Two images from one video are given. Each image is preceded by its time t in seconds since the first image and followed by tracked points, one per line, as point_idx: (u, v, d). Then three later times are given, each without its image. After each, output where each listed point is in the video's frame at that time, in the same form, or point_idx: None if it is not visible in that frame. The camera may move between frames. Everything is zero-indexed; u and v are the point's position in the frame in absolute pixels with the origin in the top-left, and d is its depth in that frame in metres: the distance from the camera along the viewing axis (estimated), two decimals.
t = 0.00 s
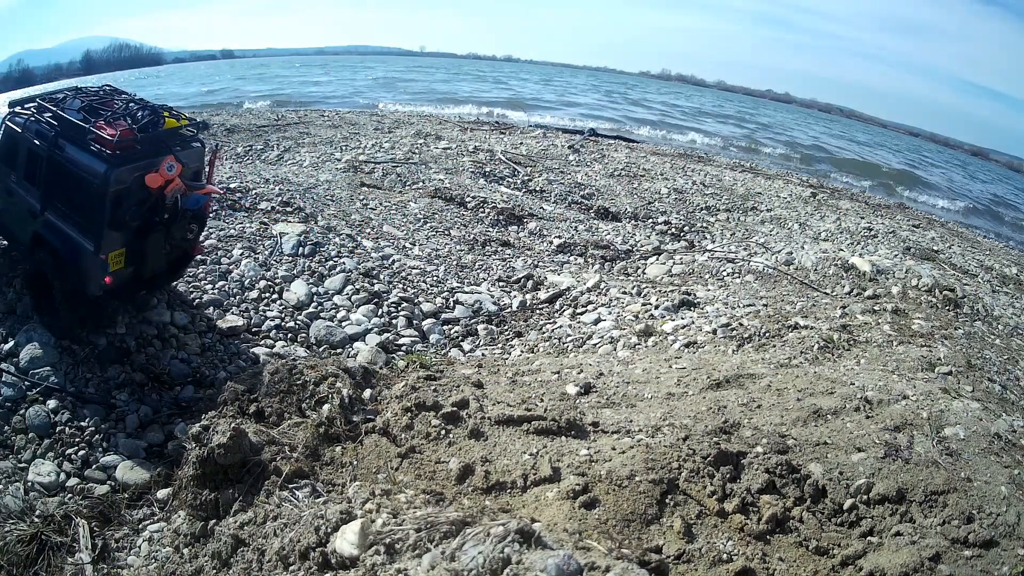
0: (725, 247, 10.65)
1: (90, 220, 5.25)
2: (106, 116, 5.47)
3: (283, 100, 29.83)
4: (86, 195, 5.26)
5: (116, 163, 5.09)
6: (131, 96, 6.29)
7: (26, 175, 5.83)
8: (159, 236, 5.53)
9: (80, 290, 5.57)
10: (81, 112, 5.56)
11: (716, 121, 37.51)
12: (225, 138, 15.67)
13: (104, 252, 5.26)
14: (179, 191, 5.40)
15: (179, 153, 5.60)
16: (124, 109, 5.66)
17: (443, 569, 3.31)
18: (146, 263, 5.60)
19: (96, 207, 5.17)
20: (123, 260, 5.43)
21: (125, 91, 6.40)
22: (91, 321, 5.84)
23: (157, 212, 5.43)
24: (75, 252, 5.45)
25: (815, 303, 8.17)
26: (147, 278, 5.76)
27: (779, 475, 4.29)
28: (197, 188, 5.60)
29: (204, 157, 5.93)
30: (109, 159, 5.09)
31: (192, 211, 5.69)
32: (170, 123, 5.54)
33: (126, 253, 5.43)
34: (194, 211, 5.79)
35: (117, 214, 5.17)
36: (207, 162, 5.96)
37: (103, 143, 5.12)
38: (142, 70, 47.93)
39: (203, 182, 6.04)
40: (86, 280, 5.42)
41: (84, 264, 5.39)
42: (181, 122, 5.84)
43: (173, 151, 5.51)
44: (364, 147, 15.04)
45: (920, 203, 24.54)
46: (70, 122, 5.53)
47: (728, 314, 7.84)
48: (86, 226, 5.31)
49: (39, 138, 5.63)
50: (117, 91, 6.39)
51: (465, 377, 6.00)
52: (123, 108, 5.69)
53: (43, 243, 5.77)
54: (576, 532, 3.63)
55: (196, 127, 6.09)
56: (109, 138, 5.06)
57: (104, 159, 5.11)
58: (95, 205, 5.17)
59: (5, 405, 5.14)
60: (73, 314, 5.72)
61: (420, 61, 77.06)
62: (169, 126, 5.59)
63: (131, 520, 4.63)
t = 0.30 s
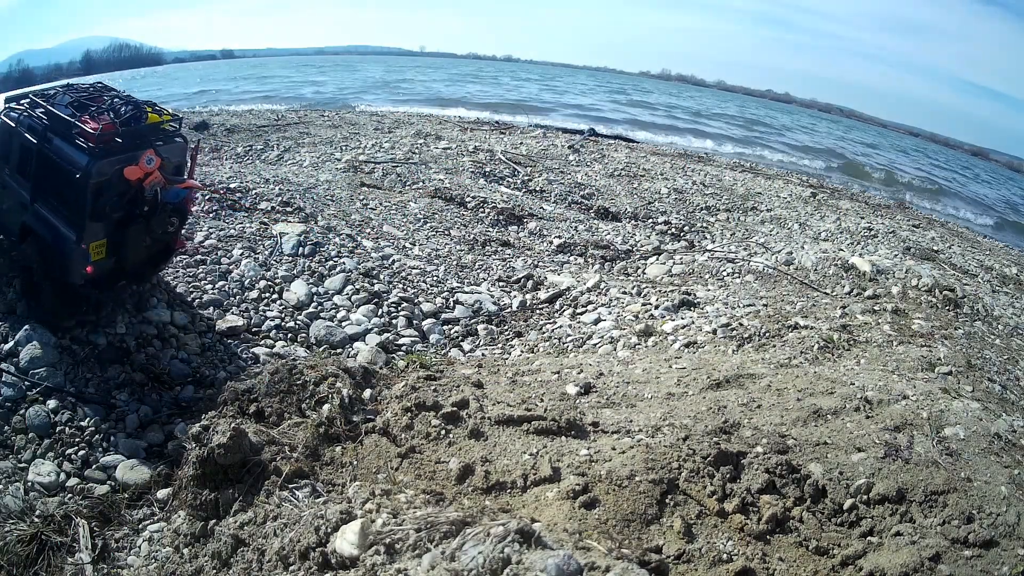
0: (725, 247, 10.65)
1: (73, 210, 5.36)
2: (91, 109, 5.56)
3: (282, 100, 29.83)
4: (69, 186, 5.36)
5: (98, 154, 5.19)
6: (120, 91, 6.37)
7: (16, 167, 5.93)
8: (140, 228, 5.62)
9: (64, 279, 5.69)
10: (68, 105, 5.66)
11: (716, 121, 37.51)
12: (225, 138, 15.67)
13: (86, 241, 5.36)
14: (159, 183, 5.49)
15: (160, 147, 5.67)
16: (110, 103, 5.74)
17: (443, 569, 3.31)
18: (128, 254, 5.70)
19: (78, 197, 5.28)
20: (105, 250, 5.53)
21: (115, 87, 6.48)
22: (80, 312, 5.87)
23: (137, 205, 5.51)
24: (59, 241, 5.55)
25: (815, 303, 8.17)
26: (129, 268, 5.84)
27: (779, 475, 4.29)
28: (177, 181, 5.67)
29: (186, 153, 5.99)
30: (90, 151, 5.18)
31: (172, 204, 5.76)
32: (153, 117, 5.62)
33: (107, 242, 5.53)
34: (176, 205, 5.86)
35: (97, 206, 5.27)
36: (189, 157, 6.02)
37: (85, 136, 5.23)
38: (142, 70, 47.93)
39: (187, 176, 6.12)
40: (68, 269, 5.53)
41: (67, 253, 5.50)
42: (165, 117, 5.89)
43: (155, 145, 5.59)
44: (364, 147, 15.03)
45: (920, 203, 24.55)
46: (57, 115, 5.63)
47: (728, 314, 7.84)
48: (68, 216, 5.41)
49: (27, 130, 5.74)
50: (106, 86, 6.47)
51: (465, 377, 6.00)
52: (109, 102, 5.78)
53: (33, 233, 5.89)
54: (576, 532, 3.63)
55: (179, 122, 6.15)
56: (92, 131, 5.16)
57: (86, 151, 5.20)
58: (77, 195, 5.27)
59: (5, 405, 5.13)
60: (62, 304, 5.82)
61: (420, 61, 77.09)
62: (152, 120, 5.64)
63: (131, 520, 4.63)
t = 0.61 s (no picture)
0: (725, 247, 10.65)
1: (61, 197, 5.45)
2: (81, 101, 5.68)
3: (282, 100, 29.84)
4: (59, 174, 5.45)
5: (86, 143, 5.26)
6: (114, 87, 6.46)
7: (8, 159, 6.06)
8: (126, 218, 5.69)
9: (50, 266, 5.75)
10: (61, 98, 5.77)
11: (716, 121, 37.54)
12: (225, 138, 15.67)
13: (72, 227, 5.44)
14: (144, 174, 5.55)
15: (148, 139, 5.73)
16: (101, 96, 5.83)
17: (443, 569, 3.31)
18: (115, 243, 5.78)
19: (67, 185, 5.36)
20: (91, 238, 5.61)
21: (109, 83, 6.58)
22: (66, 300, 5.89)
23: (123, 194, 5.59)
24: (48, 228, 5.64)
25: (815, 303, 8.17)
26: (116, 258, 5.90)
27: (779, 475, 4.29)
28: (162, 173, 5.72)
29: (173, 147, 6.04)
30: (77, 140, 5.28)
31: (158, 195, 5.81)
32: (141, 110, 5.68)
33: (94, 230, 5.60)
34: (163, 197, 5.93)
35: (83, 193, 5.35)
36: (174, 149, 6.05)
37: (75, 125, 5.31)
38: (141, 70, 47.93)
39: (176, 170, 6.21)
40: (55, 255, 5.62)
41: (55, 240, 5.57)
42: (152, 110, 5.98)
43: (142, 136, 5.68)
44: (364, 147, 15.03)
45: (920, 203, 24.54)
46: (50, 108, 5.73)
47: (728, 313, 7.84)
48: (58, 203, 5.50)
49: (21, 122, 5.86)
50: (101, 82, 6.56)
51: (465, 377, 6.00)
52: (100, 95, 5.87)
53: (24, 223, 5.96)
54: (576, 532, 3.63)
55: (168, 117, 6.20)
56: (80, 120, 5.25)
57: (74, 140, 5.29)
58: (66, 183, 5.36)
59: (5, 405, 5.14)
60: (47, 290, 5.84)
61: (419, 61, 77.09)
62: (139, 112, 5.71)
63: (131, 520, 4.63)
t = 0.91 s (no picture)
0: (725, 247, 10.65)
1: (52, 184, 5.52)
2: (77, 94, 5.80)
3: (282, 100, 29.86)
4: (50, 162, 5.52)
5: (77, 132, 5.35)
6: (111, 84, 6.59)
7: (5, 149, 6.19)
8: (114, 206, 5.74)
9: (40, 252, 5.81)
10: (58, 90, 5.88)
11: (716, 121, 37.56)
12: (225, 138, 15.67)
13: (61, 213, 5.50)
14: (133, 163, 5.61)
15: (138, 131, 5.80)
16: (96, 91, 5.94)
17: (443, 569, 3.31)
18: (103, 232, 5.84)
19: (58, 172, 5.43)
20: (79, 225, 5.67)
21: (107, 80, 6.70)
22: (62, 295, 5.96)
23: (112, 182, 5.65)
24: (38, 215, 5.70)
25: (815, 303, 8.17)
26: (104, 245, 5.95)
27: (779, 475, 4.29)
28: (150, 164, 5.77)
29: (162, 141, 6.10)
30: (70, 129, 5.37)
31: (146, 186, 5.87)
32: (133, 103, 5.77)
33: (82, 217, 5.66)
34: (151, 188, 5.98)
35: (72, 180, 5.41)
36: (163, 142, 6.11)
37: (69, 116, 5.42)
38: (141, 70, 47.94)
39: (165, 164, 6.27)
40: (44, 241, 5.68)
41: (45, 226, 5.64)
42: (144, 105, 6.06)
43: (132, 128, 5.74)
44: (364, 147, 15.03)
45: (920, 203, 24.54)
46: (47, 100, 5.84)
47: (728, 313, 7.84)
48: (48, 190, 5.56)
49: (18, 113, 5.97)
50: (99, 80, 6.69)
51: (465, 377, 5.99)
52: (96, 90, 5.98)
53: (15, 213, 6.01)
54: (576, 532, 3.63)
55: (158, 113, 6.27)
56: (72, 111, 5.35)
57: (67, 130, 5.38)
58: (56, 170, 5.43)
59: (5, 405, 5.13)
60: (38, 275, 5.93)
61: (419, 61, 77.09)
62: (130, 105, 5.79)
63: (131, 520, 4.63)
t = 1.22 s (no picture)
0: (725, 247, 10.64)
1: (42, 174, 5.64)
2: (65, 88, 5.99)
3: (282, 100, 29.87)
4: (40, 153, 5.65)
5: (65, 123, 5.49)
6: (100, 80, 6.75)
7: None
8: (102, 196, 5.85)
9: (30, 241, 5.90)
10: (48, 85, 6.03)
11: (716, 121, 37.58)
12: (225, 138, 15.68)
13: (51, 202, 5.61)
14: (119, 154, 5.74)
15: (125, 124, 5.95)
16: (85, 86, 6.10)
17: (443, 569, 3.31)
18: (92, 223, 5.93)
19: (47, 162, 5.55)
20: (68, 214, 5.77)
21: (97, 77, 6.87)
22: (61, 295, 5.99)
23: (98, 172, 5.76)
24: (29, 205, 5.81)
25: (815, 303, 8.17)
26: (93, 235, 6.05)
27: (779, 475, 4.29)
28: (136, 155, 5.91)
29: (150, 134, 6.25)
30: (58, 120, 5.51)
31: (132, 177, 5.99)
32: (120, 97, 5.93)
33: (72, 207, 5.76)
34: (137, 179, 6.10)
35: (60, 169, 5.53)
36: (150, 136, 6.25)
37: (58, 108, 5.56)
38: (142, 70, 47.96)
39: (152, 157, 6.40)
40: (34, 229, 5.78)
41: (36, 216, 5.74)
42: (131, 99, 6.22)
43: (119, 120, 5.91)
44: (364, 147, 15.04)
45: (920, 203, 24.55)
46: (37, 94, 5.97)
47: (728, 313, 7.84)
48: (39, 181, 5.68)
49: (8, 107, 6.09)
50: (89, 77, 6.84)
51: (464, 377, 5.99)
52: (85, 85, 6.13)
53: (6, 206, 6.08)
54: (576, 532, 3.63)
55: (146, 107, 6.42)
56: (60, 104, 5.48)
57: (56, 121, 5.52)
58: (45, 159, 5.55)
59: (5, 405, 5.13)
60: (30, 266, 6.00)
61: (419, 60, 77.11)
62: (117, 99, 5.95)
63: (131, 520, 4.63)
